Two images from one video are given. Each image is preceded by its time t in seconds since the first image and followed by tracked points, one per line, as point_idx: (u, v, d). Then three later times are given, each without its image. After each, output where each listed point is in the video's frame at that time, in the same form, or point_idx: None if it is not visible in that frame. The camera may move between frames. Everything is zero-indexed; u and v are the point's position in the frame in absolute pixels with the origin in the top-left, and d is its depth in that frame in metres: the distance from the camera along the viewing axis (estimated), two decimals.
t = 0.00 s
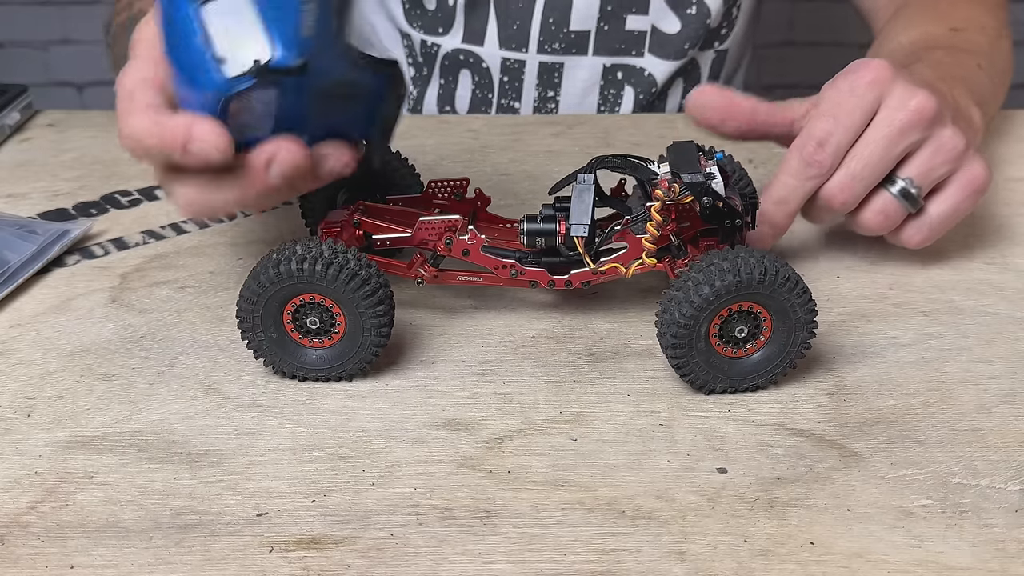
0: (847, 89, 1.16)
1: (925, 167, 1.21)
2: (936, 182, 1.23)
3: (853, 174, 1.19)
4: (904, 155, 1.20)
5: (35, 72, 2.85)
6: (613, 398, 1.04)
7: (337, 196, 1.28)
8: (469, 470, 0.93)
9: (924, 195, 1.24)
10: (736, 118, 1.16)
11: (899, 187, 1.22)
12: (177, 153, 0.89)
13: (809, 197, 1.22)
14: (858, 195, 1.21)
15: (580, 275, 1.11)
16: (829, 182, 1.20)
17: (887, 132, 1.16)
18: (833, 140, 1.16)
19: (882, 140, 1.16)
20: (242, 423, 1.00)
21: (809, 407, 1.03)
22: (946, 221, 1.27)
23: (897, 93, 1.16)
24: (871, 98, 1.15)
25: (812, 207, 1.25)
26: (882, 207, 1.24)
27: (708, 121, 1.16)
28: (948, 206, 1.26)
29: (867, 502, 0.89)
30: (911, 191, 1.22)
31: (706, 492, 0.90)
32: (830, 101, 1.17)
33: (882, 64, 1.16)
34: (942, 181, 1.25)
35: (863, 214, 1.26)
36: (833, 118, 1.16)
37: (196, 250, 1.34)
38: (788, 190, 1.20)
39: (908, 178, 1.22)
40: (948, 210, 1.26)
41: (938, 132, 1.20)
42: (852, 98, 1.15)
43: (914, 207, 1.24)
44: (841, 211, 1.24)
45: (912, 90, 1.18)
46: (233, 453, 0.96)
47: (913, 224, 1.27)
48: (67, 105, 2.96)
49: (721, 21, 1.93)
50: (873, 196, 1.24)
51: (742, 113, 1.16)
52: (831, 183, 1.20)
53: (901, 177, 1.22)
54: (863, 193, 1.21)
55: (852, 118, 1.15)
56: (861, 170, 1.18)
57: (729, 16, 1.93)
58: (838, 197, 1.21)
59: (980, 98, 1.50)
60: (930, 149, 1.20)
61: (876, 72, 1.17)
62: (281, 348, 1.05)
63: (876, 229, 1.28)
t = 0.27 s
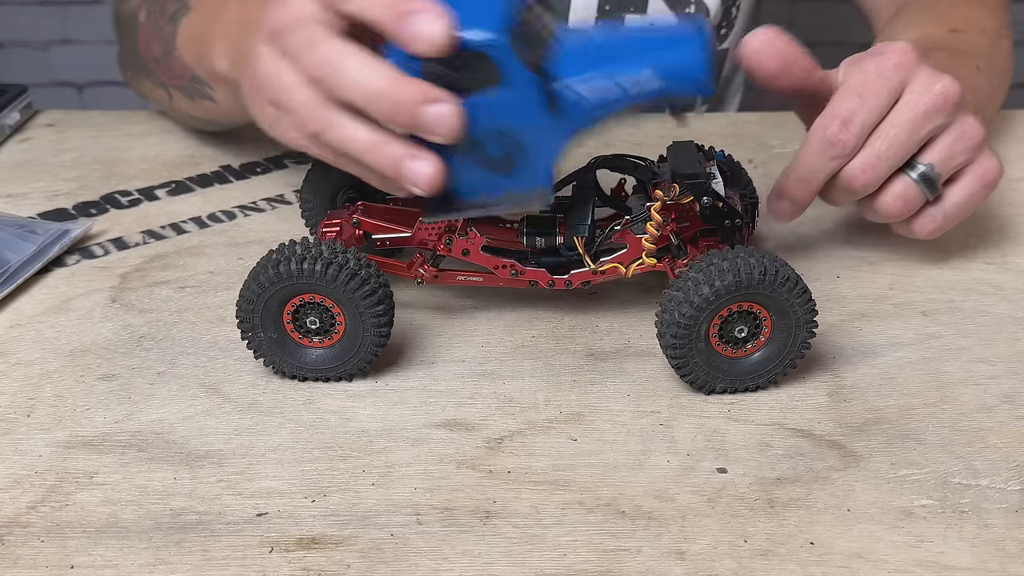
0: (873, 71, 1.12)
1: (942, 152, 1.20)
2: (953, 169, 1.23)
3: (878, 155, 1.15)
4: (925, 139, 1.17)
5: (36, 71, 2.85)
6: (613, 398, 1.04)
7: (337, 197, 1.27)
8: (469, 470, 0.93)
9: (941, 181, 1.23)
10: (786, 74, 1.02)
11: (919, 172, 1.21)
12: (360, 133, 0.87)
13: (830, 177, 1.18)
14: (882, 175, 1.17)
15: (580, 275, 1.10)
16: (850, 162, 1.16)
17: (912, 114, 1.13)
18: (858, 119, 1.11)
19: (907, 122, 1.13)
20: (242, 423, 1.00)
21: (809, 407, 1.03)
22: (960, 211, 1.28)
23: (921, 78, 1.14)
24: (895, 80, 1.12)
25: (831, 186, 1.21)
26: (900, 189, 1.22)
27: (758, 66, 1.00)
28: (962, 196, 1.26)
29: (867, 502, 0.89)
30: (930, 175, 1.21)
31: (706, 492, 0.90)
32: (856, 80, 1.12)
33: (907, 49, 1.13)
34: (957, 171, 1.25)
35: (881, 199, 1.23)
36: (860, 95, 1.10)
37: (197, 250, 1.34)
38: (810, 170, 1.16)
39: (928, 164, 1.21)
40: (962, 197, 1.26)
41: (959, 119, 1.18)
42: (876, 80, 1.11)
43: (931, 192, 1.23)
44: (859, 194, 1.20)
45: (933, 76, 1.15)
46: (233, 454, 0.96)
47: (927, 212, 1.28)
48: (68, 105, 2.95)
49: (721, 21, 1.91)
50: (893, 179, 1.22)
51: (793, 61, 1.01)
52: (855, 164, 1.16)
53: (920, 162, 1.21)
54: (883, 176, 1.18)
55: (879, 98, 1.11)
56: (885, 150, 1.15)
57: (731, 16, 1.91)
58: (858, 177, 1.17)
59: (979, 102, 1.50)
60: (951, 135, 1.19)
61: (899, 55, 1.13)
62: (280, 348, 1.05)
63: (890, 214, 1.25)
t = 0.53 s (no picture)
0: (923, 36, 1.17)
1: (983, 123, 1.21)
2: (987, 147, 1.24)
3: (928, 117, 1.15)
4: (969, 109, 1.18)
5: (36, 72, 2.85)
6: (613, 398, 1.04)
7: (337, 197, 1.27)
8: (469, 470, 0.93)
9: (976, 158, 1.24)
10: (862, 25, 1.13)
11: (961, 141, 1.21)
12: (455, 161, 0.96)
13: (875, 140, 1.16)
14: (931, 137, 1.16)
15: (579, 275, 1.11)
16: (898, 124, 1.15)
17: (961, 77, 1.16)
18: (914, 77, 1.13)
19: (956, 86, 1.16)
20: (242, 423, 1.00)
21: (809, 407, 1.03)
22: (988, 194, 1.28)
23: (967, 49, 1.18)
24: (946, 43, 1.17)
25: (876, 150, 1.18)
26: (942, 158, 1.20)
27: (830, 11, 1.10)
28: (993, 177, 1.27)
29: (867, 502, 0.89)
30: (971, 147, 1.21)
31: (706, 492, 0.90)
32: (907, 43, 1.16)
33: (954, 20, 1.21)
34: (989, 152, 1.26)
35: (924, 166, 1.21)
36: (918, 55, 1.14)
37: (196, 250, 1.34)
38: (858, 130, 1.13)
39: (970, 136, 1.21)
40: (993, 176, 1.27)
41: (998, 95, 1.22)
42: (928, 41, 1.16)
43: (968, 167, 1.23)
44: (907, 159, 1.18)
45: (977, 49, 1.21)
46: (233, 454, 0.96)
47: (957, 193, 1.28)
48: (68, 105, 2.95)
49: (718, 20, 1.93)
50: (936, 147, 1.20)
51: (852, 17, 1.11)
52: (904, 124, 1.15)
53: (961, 134, 1.21)
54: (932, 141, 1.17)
55: (930, 59, 1.14)
56: (935, 110, 1.15)
57: (727, 15, 1.93)
58: (906, 141, 1.15)
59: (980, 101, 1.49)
60: (992, 109, 1.21)
61: (947, 27, 1.20)
62: (280, 348, 1.05)
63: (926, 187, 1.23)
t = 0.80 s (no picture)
0: (917, 39, 1.15)
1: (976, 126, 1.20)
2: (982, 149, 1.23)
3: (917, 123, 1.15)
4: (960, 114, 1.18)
5: (36, 72, 2.85)
6: (613, 398, 1.04)
7: (334, 198, 1.27)
8: (469, 470, 0.93)
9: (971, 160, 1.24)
10: (855, 31, 1.12)
11: (955, 145, 1.21)
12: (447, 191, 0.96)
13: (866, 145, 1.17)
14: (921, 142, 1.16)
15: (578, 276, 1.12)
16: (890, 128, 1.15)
17: (953, 82, 1.15)
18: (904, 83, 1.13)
19: (949, 91, 1.15)
20: (242, 423, 1.00)
21: (809, 407, 1.03)
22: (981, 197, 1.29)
23: (960, 52, 1.17)
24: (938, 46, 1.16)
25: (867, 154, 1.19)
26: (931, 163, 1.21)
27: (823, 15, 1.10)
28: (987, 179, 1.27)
29: (867, 502, 0.89)
30: (964, 151, 1.21)
31: (706, 492, 0.90)
32: (899, 47, 1.15)
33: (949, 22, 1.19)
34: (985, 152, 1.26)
35: (917, 170, 1.22)
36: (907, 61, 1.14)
37: (197, 250, 1.34)
38: (851, 134, 1.14)
39: (964, 139, 1.21)
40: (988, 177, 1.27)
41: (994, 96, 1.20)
42: (920, 45, 1.15)
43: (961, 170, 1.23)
44: (897, 164, 1.19)
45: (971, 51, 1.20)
46: (233, 454, 0.96)
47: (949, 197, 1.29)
48: (67, 104, 2.95)
49: (721, 21, 1.91)
50: (928, 152, 1.21)
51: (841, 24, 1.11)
52: (895, 130, 1.15)
53: (956, 137, 1.21)
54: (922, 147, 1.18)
55: (921, 64, 1.14)
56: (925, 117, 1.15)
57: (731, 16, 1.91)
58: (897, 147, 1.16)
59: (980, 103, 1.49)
60: (986, 111, 1.20)
61: (941, 29, 1.18)
62: (279, 349, 1.05)
63: (919, 191, 1.25)
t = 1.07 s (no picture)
0: (911, 46, 1.15)
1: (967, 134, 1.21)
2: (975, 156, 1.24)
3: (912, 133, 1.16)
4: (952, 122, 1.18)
5: (36, 72, 2.85)
6: (613, 398, 1.04)
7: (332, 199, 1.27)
8: (469, 470, 0.93)
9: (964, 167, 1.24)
10: (841, 55, 1.11)
11: (949, 153, 1.21)
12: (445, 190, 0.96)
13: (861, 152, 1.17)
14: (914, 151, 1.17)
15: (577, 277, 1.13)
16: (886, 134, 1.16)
17: (947, 88, 1.15)
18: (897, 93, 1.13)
19: (943, 98, 1.15)
20: (242, 423, 1.00)
21: (809, 407, 1.02)
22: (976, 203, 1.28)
23: (954, 58, 1.17)
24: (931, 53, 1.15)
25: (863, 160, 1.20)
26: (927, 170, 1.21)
27: (813, 38, 1.09)
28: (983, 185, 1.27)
29: (867, 502, 0.89)
30: (959, 158, 1.21)
31: (706, 492, 0.90)
32: (893, 55, 1.15)
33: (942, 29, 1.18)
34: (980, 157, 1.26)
35: (912, 177, 1.22)
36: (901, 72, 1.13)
37: (197, 250, 1.34)
38: (845, 141, 1.15)
39: (958, 146, 1.21)
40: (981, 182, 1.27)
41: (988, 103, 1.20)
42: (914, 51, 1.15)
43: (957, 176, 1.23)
44: (892, 171, 1.19)
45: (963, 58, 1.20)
46: (233, 454, 0.96)
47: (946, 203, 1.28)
48: (67, 104, 2.94)
49: (719, 21, 1.90)
50: (922, 160, 1.21)
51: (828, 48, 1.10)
52: (889, 137, 1.16)
53: (949, 144, 1.21)
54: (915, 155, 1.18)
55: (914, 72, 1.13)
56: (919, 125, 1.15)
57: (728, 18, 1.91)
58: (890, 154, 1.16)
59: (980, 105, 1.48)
60: (980, 118, 1.20)
61: (935, 36, 1.18)
62: (278, 351, 1.05)
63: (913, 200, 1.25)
